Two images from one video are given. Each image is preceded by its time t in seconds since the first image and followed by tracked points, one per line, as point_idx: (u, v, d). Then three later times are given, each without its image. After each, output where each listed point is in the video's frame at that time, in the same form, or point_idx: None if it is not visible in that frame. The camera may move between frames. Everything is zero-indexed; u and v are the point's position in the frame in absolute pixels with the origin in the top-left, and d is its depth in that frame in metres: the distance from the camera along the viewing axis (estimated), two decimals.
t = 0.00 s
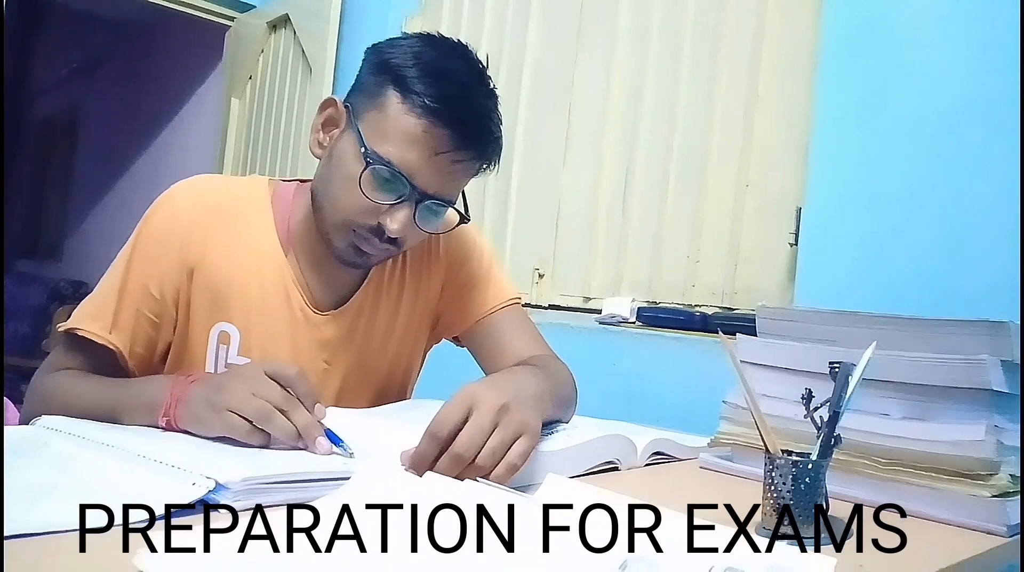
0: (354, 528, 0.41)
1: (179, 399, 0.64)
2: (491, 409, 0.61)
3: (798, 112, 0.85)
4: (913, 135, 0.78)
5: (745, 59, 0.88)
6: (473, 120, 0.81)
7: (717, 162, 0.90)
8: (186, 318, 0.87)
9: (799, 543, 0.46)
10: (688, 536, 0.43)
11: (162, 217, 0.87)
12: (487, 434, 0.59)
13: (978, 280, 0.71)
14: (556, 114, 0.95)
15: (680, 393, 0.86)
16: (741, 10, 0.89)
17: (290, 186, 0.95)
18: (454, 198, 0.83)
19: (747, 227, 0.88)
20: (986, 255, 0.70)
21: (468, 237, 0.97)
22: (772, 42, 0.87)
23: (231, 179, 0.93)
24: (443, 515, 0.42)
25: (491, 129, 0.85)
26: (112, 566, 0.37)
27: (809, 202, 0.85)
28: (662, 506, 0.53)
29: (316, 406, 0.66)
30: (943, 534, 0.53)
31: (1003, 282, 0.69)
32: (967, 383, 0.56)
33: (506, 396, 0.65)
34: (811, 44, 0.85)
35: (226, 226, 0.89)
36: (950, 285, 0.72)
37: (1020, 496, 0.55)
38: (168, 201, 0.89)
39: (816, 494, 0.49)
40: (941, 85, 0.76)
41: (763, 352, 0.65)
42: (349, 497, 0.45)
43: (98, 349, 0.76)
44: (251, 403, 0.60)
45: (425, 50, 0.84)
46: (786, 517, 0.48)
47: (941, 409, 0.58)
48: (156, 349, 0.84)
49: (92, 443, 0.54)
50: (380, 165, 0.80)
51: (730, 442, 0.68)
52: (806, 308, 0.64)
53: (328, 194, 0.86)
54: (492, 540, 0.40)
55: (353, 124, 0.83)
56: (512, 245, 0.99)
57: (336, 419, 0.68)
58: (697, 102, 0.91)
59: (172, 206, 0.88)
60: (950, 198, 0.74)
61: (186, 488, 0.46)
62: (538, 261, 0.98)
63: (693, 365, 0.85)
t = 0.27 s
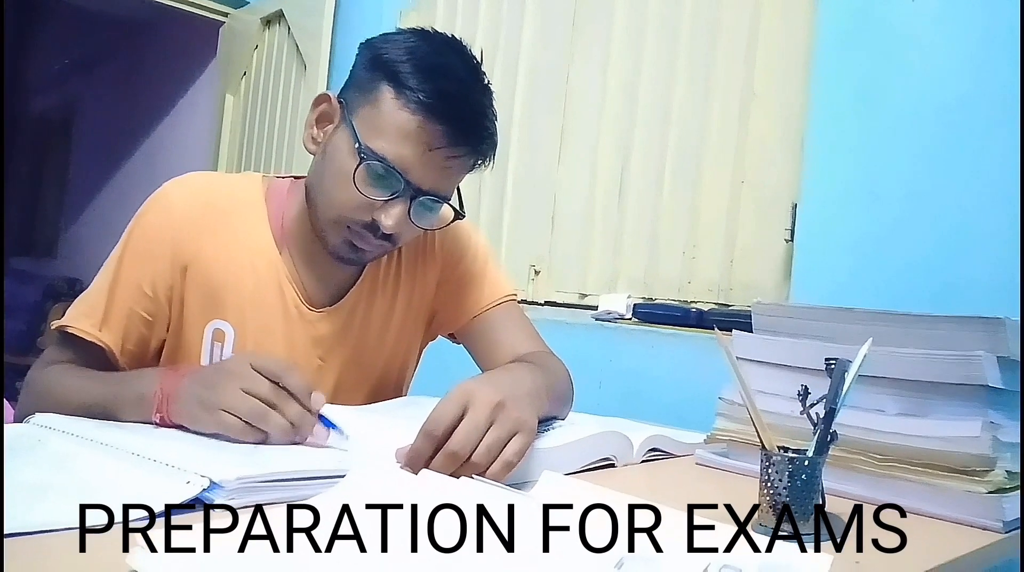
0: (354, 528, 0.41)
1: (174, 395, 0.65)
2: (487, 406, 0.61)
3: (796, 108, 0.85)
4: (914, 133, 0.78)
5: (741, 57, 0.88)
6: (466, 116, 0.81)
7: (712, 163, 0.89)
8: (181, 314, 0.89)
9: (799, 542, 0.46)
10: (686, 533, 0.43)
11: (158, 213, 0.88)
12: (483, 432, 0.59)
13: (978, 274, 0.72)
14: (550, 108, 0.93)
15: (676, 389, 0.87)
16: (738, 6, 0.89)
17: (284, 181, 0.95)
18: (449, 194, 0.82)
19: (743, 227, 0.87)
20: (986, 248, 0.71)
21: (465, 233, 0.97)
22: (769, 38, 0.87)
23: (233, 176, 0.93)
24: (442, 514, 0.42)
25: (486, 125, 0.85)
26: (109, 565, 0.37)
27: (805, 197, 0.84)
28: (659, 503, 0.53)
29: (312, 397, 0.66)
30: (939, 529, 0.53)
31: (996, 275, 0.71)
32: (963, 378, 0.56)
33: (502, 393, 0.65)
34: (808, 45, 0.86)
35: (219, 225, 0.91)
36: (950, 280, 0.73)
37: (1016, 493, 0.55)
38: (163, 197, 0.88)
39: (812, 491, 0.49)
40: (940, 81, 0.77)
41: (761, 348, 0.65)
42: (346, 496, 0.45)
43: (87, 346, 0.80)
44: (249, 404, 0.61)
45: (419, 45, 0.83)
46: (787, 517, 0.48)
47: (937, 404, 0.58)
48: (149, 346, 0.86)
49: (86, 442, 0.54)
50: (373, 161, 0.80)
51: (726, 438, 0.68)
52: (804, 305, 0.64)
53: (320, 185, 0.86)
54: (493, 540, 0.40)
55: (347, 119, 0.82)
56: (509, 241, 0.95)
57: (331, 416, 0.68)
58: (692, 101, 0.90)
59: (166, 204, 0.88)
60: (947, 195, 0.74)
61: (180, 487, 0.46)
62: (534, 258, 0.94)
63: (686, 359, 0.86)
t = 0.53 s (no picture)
0: (354, 528, 0.41)
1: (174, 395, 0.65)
2: (488, 404, 0.61)
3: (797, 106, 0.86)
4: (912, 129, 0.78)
5: (740, 57, 0.88)
6: (469, 116, 0.81)
7: (712, 161, 0.90)
8: (181, 313, 0.90)
9: (799, 543, 0.44)
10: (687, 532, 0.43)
11: (157, 212, 0.89)
12: (484, 430, 0.59)
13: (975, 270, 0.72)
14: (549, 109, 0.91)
15: (679, 387, 0.87)
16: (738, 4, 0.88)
17: (285, 180, 0.98)
18: (452, 195, 0.83)
19: (745, 223, 0.88)
20: (987, 243, 0.71)
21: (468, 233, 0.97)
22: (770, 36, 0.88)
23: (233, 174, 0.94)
24: (443, 514, 0.42)
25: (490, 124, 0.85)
26: (109, 565, 0.36)
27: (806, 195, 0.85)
28: (661, 501, 0.53)
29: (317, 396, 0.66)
30: (942, 527, 0.53)
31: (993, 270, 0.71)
32: (964, 377, 0.56)
33: (503, 391, 0.65)
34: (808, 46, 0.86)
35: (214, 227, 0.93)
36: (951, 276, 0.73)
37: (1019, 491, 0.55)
38: (162, 196, 0.89)
39: (813, 490, 0.49)
40: (939, 78, 0.77)
41: (763, 347, 0.65)
42: (347, 494, 0.45)
43: (85, 343, 0.81)
44: (251, 404, 0.61)
45: (423, 44, 0.82)
46: (787, 517, 0.48)
47: (939, 402, 0.57)
48: (149, 343, 0.88)
49: (87, 441, 0.53)
50: (376, 162, 0.80)
51: (727, 437, 0.68)
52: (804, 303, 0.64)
53: (322, 185, 0.86)
54: (492, 540, 0.40)
55: (349, 118, 0.82)
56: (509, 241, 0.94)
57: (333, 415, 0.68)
58: (692, 100, 0.90)
59: (165, 205, 0.89)
60: (950, 192, 0.74)
61: (182, 486, 0.46)
62: (535, 256, 0.93)
63: (688, 358, 0.86)
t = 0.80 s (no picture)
0: (353, 528, 0.41)
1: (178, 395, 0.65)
2: (491, 404, 0.61)
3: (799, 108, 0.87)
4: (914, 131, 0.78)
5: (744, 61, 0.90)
6: (472, 118, 0.81)
7: (714, 160, 0.91)
8: (187, 316, 0.88)
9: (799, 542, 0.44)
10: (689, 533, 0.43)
11: (161, 214, 0.88)
12: (489, 430, 0.59)
13: (974, 270, 0.72)
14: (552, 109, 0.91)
15: (683, 388, 0.87)
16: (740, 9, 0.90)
17: (291, 183, 0.96)
18: (454, 197, 0.83)
19: (748, 221, 0.90)
20: (988, 244, 0.71)
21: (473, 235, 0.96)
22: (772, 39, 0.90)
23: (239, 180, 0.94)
24: (443, 515, 0.42)
25: (493, 127, 0.85)
26: (110, 565, 0.37)
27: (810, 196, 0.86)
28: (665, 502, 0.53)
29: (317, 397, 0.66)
30: (945, 529, 0.52)
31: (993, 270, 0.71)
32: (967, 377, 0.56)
33: (506, 392, 0.65)
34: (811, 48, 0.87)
35: (219, 228, 0.90)
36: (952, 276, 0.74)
37: None
38: (166, 199, 0.89)
39: (818, 492, 0.49)
40: (936, 80, 0.77)
41: (769, 348, 0.65)
42: (350, 495, 0.45)
43: (91, 344, 0.80)
44: (253, 410, 0.61)
45: (427, 47, 0.83)
46: (787, 516, 0.48)
47: (943, 402, 0.57)
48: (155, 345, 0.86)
49: (93, 442, 0.54)
50: (379, 164, 0.80)
51: (731, 439, 0.68)
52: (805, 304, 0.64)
53: (326, 189, 0.87)
54: (492, 540, 0.40)
55: (354, 119, 0.83)
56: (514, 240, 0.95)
57: (337, 416, 0.68)
58: (694, 97, 0.91)
59: (167, 208, 0.88)
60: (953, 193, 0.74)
61: (187, 487, 0.46)
62: (538, 258, 0.95)
63: (693, 358, 0.86)
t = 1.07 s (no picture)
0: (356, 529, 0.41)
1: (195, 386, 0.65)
2: (495, 409, 0.61)
3: (801, 112, 0.86)
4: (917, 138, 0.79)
5: (745, 62, 0.90)
6: (479, 123, 0.80)
7: (717, 163, 0.91)
8: (196, 316, 0.87)
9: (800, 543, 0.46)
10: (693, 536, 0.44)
11: (172, 211, 0.88)
12: (492, 435, 0.59)
13: (979, 271, 0.72)
14: (554, 113, 0.95)
15: (686, 393, 0.87)
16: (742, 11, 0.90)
17: (301, 184, 0.96)
18: (461, 201, 0.83)
19: (754, 224, 0.89)
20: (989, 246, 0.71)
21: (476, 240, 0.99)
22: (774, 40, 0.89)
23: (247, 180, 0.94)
24: (446, 517, 0.42)
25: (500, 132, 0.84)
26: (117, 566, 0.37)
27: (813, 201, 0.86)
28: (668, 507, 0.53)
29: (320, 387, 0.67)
30: (949, 536, 0.52)
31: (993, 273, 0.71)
32: (972, 384, 0.56)
33: (510, 396, 0.66)
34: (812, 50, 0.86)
35: (227, 227, 0.89)
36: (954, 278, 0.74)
37: None
38: (177, 198, 0.89)
39: (821, 499, 0.49)
40: (936, 86, 0.78)
41: (772, 354, 0.65)
42: (354, 499, 0.45)
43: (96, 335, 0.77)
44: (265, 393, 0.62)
45: (435, 52, 0.83)
46: (788, 520, 0.48)
47: (946, 409, 0.57)
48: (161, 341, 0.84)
49: (98, 445, 0.54)
50: (386, 167, 0.80)
51: (736, 445, 0.68)
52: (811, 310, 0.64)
53: (333, 192, 0.86)
54: (494, 540, 0.40)
55: (361, 125, 0.83)
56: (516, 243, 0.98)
57: (341, 421, 0.68)
58: (697, 99, 0.91)
59: (179, 205, 0.88)
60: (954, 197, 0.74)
61: (192, 491, 0.46)
62: (542, 263, 0.97)
63: (694, 360, 0.87)
